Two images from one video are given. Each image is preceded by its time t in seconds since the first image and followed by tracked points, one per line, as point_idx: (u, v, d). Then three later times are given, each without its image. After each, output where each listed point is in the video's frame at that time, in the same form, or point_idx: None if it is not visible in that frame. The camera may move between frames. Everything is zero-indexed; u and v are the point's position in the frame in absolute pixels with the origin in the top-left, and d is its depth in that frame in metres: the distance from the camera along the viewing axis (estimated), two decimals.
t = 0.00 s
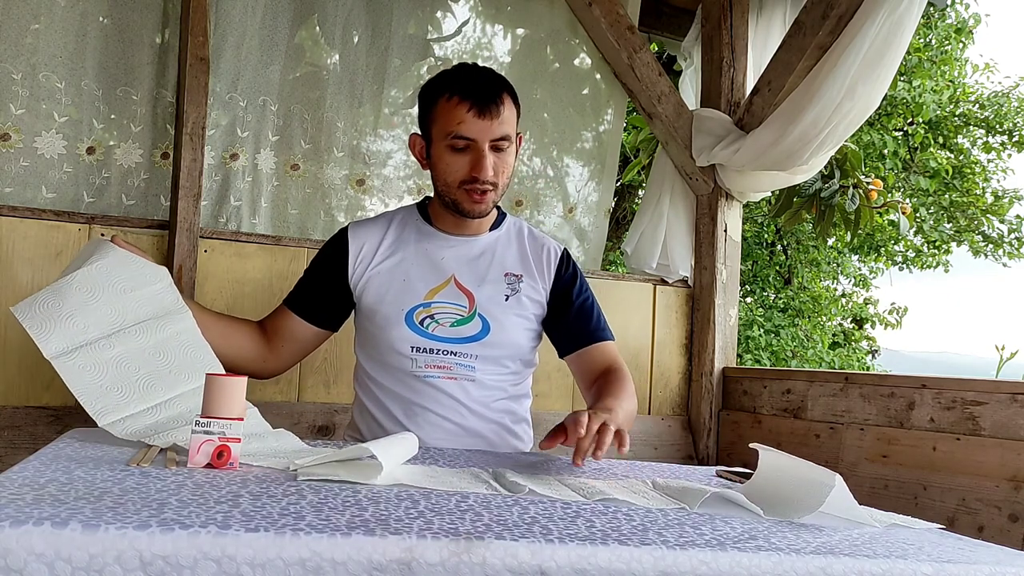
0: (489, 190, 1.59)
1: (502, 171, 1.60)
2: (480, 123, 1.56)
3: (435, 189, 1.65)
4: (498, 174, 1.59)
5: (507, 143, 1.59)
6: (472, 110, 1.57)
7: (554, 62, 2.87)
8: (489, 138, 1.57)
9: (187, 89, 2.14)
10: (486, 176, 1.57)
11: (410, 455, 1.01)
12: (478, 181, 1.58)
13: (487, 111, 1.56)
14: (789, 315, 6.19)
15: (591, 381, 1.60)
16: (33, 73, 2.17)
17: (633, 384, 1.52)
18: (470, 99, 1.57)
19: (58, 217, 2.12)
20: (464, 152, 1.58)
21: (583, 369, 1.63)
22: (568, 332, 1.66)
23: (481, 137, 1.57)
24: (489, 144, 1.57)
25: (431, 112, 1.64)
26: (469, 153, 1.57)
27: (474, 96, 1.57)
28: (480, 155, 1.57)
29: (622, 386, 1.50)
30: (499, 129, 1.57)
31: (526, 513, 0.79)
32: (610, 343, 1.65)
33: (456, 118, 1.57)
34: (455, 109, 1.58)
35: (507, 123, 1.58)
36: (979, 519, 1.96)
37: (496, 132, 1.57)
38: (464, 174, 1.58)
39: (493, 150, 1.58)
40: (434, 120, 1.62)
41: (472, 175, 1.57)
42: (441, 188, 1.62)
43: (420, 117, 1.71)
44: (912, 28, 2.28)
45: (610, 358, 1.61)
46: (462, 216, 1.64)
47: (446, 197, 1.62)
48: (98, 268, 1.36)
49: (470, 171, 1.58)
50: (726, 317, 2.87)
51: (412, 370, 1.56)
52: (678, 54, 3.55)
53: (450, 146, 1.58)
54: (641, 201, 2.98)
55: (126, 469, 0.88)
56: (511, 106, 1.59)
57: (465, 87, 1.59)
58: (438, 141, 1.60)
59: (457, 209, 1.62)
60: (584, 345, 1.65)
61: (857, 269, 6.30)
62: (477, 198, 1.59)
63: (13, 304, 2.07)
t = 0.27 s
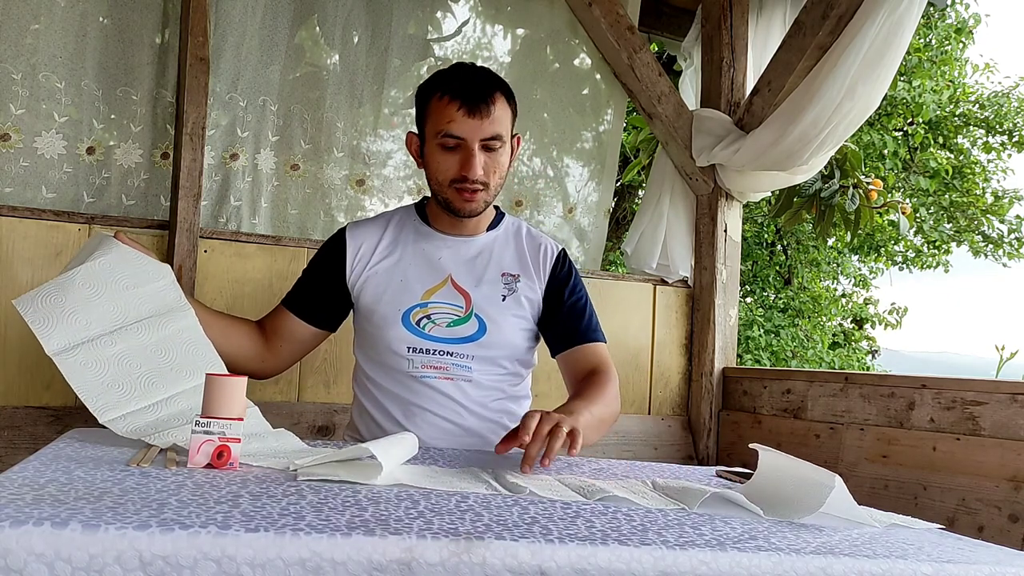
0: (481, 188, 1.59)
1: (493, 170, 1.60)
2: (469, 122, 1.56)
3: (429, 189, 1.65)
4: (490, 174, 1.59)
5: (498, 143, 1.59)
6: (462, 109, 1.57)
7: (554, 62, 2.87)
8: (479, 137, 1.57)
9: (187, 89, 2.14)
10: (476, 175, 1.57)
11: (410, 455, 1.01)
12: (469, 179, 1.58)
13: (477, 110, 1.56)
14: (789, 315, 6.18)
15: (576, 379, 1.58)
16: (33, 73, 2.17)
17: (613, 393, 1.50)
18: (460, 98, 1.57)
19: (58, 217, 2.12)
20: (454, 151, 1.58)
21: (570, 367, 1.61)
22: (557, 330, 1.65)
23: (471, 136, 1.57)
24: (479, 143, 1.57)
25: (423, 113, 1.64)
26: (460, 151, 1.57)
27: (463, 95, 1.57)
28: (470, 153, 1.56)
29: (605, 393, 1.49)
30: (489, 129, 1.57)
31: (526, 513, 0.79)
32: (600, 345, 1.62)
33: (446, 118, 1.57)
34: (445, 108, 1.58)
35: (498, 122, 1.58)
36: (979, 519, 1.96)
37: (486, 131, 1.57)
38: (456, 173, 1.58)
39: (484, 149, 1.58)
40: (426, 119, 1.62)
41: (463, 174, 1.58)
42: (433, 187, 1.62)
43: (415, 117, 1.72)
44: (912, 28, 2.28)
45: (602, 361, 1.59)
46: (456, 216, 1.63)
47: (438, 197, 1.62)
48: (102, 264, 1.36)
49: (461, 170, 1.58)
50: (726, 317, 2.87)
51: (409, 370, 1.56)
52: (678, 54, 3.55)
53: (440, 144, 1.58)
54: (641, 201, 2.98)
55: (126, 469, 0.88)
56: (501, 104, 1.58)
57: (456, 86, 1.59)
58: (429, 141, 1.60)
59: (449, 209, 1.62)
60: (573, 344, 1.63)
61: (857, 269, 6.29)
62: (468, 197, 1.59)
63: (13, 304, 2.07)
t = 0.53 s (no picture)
0: (474, 187, 1.59)
1: (487, 169, 1.59)
2: (463, 121, 1.56)
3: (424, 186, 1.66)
4: (483, 172, 1.59)
5: (493, 142, 1.58)
6: (456, 107, 1.57)
7: (554, 62, 2.87)
8: (472, 135, 1.56)
9: (187, 89, 2.14)
10: (468, 173, 1.58)
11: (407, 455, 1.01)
12: (462, 177, 1.58)
13: (471, 108, 1.56)
14: (789, 315, 6.18)
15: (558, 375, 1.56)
16: (33, 73, 2.17)
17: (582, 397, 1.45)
18: (455, 96, 1.57)
19: (58, 217, 2.12)
20: (448, 149, 1.58)
21: (552, 363, 1.58)
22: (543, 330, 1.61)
23: (464, 134, 1.56)
24: (472, 141, 1.56)
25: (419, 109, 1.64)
26: (453, 149, 1.57)
27: (458, 93, 1.57)
28: (463, 152, 1.56)
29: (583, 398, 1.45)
30: (483, 127, 1.56)
31: (525, 513, 0.79)
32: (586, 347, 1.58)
33: (441, 115, 1.57)
34: (439, 106, 1.58)
35: (493, 121, 1.57)
36: (979, 520, 1.96)
37: (480, 130, 1.57)
38: (450, 171, 1.58)
39: (477, 147, 1.57)
40: (422, 116, 1.62)
41: (456, 172, 1.58)
42: (428, 184, 1.63)
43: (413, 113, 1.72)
44: (912, 28, 2.28)
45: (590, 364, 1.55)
46: (451, 213, 1.64)
47: (433, 194, 1.63)
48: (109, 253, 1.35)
49: (454, 168, 1.58)
50: (726, 317, 2.87)
51: (405, 370, 1.56)
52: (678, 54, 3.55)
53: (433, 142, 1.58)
54: (641, 202, 2.98)
55: (126, 469, 0.88)
56: (496, 103, 1.58)
57: (452, 84, 1.59)
58: (425, 139, 1.61)
59: (443, 206, 1.62)
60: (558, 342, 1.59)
61: (857, 269, 6.29)
62: (460, 196, 1.60)
63: (13, 304, 2.06)
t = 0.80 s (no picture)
0: (479, 189, 1.60)
1: (493, 172, 1.59)
2: (471, 123, 1.55)
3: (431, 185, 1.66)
4: (489, 175, 1.59)
5: (501, 146, 1.58)
6: (466, 108, 1.56)
7: (554, 62, 2.87)
8: (481, 137, 1.56)
9: (187, 89, 2.14)
10: (474, 175, 1.58)
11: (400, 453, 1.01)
12: (468, 179, 1.58)
13: (481, 111, 1.56)
14: (789, 315, 6.18)
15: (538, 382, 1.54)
16: (33, 73, 2.17)
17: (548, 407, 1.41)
18: (465, 98, 1.57)
19: (58, 217, 2.12)
20: (456, 150, 1.58)
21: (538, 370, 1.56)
22: (536, 336, 1.61)
23: (473, 136, 1.56)
24: (480, 144, 1.56)
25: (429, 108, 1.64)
26: (461, 151, 1.58)
27: (469, 95, 1.57)
28: (471, 154, 1.57)
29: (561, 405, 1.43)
30: (492, 130, 1.57)
31: (526, 514, 0.79)
32: (573, 358, 1.55)
33: (450, 116, 1.57)
34: (449, 106, 1.58)
35: (501, 125, 1.57)
36: (979, 520, 1.96)
37: (488, 133, 1.57)
38: (456, 172, 1.59)
39: (485, 151, 1.58)
40: (432, 116, 1.62)
41: (463, 173, 1.58)
42: (434, 184, 1.63)
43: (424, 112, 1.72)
44: (912, 28, 2.29)
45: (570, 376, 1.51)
46: (456, 214, 1.64)
47: (438, 193, 1.63)
48: (159, 226, 1.23)
49: (460, 170, 1.58)
50: (726, 317, 2.87)
51: (407, 368, 1.56)
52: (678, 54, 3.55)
53: (441, 143, 1.58)
54: (641, 202, 2.98)
55: (126, 469, 0.88)
56: (506, 107, 1.58)
57: (463, 86, 1.59)
58: (433, 138, 1.61)
59: (448, 206, 1.63)
60: (546, 348, 1.58)
61: (857, 269, 6.29)
62: (465, 196, 1.60)
63: (12, 304, 2.06)
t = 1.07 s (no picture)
0: (491, 190, 1.59)
1: (507, 174, 1.60)
2: (490, 122, 1.57)
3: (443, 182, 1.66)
4: (503, 176, 1.59)
5: (517, 147, 1.59)
6: (485, 108, 1.57)
7: (554, 62, 2.87)
8: (498, 137, 1.57)
9: (187, 89, 2.14)
10: (488, 174, 1.58)
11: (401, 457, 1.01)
12: (481, 178, 1.58)
13: (500, 110, 1.57)
14: (789, 315, 6.18)
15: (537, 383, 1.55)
16: (33, 73, 2.17)
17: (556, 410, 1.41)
18: (486, 97, 1.58)
19: (58, 217, 2.12)
20: (472, 148, 1.59)
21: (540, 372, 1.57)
22: (541, 339, 1.61)
23: (490, 135, 1.57)
24: (497, 143, 1.58)
25: (448, 107, 1.65)
26: (477, 149, 1.58)
27: (489, 95, 1.58)
28: (486, 153, 1.57)
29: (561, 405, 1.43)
30: (510, 131, 1.58)
31: (525, 513, 0.80)
32: (575, 360, 1.56)
33: (468, 114, 1.58)
34: (469, 105, 1.59)
35: (520, 125, 1.58)
36: (979, 520, 1.96)
37: (506, 134, 1.58)
38: (470, 169, 1.59)
39: (501, 151, 1.58)
40: (450, 114, 1.63)
41: (476, 171, 1.58)
42: (446, 181, 1.63)
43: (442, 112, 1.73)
44: (912, 28, 2.28)
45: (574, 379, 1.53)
46: (466, 214, 1.63)
47: (450, 191, 1.63)
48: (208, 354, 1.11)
49: (475, 168, 1.59)
50: (726, 317, 2.86)
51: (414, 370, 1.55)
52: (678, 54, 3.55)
53: (458, 140, 1.59)
54: (641, 202, 2.98)
55: (126, 469, 0.88)
56: (526, 109, 1.59)
57: (485, 87, 1.60)
58: (450, 135, 1.61)
59: (458, 205, 1.62)
60: (551, 351, 1.58)
61: (857, 269, 6.29)
62: (478, 196, 1.60)
63: (12, 304, 2.07)
